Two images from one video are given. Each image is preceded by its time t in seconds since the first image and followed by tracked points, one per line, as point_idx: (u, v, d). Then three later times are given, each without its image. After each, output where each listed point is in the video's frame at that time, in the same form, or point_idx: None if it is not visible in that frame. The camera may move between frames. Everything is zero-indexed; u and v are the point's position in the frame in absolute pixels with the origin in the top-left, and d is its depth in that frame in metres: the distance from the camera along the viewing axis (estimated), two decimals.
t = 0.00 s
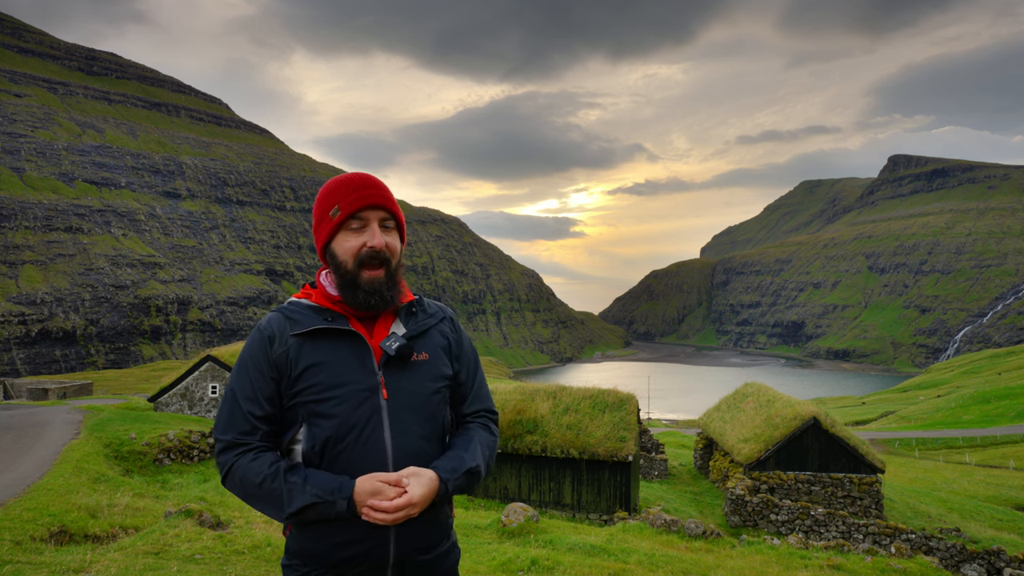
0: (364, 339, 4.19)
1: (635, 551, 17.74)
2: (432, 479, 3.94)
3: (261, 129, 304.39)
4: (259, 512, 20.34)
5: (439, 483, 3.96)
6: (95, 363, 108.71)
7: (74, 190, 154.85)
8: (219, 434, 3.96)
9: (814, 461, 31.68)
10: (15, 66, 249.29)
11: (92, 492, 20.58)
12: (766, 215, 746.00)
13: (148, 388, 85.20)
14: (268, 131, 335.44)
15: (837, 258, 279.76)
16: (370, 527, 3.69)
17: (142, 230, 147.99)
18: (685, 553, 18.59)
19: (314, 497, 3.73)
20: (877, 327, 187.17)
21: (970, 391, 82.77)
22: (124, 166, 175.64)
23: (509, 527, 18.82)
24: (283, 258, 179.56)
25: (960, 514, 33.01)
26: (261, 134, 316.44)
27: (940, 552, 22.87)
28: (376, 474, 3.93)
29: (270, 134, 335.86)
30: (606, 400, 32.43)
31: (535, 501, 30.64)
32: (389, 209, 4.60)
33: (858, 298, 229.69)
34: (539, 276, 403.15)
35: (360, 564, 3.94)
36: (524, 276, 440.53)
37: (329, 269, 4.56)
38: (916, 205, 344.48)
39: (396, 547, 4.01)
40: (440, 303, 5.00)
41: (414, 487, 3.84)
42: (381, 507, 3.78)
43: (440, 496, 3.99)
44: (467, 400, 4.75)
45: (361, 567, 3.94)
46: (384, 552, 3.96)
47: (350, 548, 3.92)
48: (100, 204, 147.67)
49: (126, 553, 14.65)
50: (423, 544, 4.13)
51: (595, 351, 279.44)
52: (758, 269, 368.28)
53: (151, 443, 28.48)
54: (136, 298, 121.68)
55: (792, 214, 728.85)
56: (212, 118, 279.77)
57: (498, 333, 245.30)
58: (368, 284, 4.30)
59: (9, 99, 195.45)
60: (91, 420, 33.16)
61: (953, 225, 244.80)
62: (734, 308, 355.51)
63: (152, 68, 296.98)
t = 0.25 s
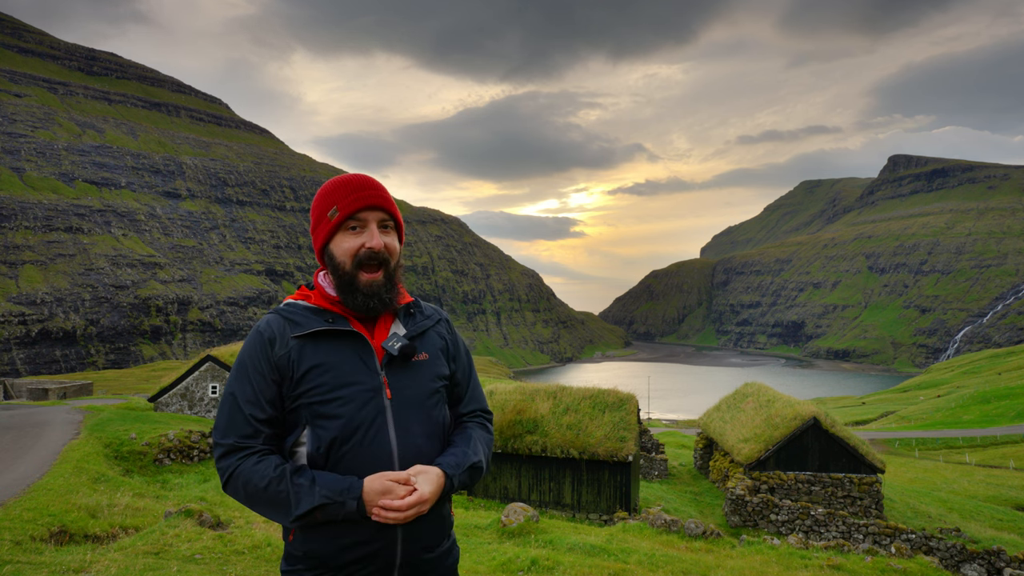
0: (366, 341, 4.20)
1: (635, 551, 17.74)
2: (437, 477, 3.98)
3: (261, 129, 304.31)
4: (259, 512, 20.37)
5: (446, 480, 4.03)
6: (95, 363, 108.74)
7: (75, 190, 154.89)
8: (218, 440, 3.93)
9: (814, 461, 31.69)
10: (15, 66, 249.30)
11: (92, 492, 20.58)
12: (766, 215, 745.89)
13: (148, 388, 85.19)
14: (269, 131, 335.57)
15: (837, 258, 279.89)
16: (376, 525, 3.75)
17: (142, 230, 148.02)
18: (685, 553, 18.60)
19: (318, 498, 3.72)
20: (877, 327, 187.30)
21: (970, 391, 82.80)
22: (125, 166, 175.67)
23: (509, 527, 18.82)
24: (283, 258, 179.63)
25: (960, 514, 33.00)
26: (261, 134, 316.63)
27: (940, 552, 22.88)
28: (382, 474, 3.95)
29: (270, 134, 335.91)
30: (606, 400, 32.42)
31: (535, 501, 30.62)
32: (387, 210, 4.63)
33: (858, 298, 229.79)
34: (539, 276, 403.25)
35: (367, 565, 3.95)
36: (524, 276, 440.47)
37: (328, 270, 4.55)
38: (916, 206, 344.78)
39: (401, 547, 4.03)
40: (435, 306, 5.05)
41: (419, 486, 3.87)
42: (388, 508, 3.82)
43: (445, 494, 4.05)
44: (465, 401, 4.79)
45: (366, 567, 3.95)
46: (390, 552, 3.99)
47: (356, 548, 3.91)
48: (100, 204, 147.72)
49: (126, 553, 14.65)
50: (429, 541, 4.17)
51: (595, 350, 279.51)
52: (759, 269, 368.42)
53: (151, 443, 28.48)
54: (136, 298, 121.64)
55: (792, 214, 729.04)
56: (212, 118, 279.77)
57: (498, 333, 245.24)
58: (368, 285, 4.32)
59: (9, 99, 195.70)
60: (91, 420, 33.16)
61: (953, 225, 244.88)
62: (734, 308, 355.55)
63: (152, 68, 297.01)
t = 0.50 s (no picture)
0: (366, 341, 4.21)
1: (635, 550, 17.75)
2: (434, 477, 3.98)
3: (261, 129, 304.15)
4: (259, 512, 20.36)
5: (445, 478, 4.07)
6: (95, 363, 108.69)
7: (74, 190, 154.91)
8: (216, 436, 3.95)
9: (814, 461, 31.68)
10: (14, 66, 248.93)
11: (92, 492, 20.58)
12: (766, 215, 745.77)
13: (148, 388, 85.18)
14: (268, 131, 335.54)
15: (837, 258, 279.99)
16: (374, 525, 3.75)
17: (142, 230, 147.99)
18: (684, 553, 18.62)
19: (314, 498, 3.72)
20: (877, 327, 187.35)
21: (970, 391, 82.87)
22: (124, 166, 175.62)
23: (509, 527, 18.82)
24: (283, 258, 179.62)
25: (960, 514, 33.03)
26: (261, 134, 316.09)
27: (939, 552, 22.90)
28: (381, 473, 3.95)
29: (270, 134, 335.66)
30: (606, 400, 32.41)
31: (535, 501, 30.63)
32: (389, 208, 4.62)
33: (858, 298, 229.93)
34: (539, 277, 403.02)
35: (364, 567, 3.93)
36: (524, 276, 440.13)
37: (329, 269, 4.55)
38: (915, 205, 345.01)
39: (400, 548, 4.03)
40: (436, 307, 5.03)
41: (417, 486, 3.88)
42: (389, 507, 3.81)
43: (444, 496, 4.04)
44: (464, 402, 4.80)
45: (365, 567, 3.95)
46: (388, 552, 3.98)
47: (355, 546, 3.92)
48: (99, 204, 147.65)
49: (126, 553, 14.65)
50: (425, 545, 4.16)
51: (595, 351, 279.65)
52: (758, 269, 368.49)
53: (151, 443, 28.49)
54: (136, 298, 121.59)
55: (792, 214, 729.46)
56: (212, 118, 279.64)
57: (498, 333, 245.33)
58: (369, 284, 4.32)
59: (9, 99, 195.75)
60: (91, 420, 33.17)
61: (953, 225, 244.87)
62: (734, 308, 355.55)
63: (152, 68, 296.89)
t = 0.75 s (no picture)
0: (364, 342, 4.20)
1: (635, 551, 17.74)
2: (428, 480, 3.92)
3: (261, 129, 304.15)
4: (258, 512, 20.36)
5: (437, 484, 3.97)
6: (95, 364, 108.70)
7: (75, 191, 154.97)
8: (214, 432, 3.99)
9: (814, 461, 31.69)
10: (15, 66, 248.85)
11: (92, 492, 20.58)
12: (766, 215, 745.70)
13: (148, 388, 85.19)
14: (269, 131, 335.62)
15: (837, 258, 279.80)
16: (364, 529, 3.70)
17: (142, 230, 147.99)
18: (684, 553, 18.61)
19: (301, 497, 3.74)
20: (877, 327, 187.35)
21: (970, 391, 82.81)
22: (125, 166, 175.72)
23: (509, 527, 18.82)
24: (283, 258, 179.69)
25: (960, 514, 33.02)
26: (261, 134, 315.84)
27: (939, 552, 22.89)
28: (374, 477, 3.91)
29: (270, 134, 335.58)
30: (606, 400, 32.41)
31: (535, 501, 30.67)
32: (391, 212, 4.63)
33: (858, 298, 229.93)
34: (539, 277, 403.18)
35: (354, 569, 3.95)
36: (524, 276, 439.89)
37: (333, 270, 4.55)
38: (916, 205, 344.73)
39: (391, 549, 4.02)
40: (439, 308, 4.98)
41: (410, 489, 3.83)
42: (382, 512, 3.77)
43: (436, 502, 3.98)
44: (466, 405, 4.74)
45: (356, 568, 3.94)
46: (376, 555, 3.97)
47: (346, 548, 3.92)
48: (99, 204, 147.70)
49: (126, 553, 14.66)
50: (417, 548, 4.12)
51: (595, 351, 279.56)
52: (759, 269, 368.37)
53: (151, 443, 28.49)
54: (136, 298, 121.59)
55: (792, 214, 729.22)
56: (212, 118, 279.65)
57: (498, 333, 245.16)
58: (372, 286, 4.32)
59: (10, 99, 195.82)
60: (91, 420, 33.18)
61: (953, 224, 244.66)
62: (734, 308, 355.62)
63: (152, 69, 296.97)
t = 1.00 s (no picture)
0: (363, 342, 4.18)
1: (635, 551, 17.74)
2: (422, 484, 3.84)
3: (261, 129, 304.06)
4: (259, 512, 20.33)
5: (428, 489, 3.86)
6: (95, 363, 108.68)
7: (75, 190, 154.91)
8: (216, 425, 4.07)
9: (814, 461, 31.71)
10: (15, 66, 248.73)
11: (92, 492, 20.56)
12: (766, 215, 746.00)
13: (148, 388, 85.20)
14: (268, 131, 335.70)
15: (837, 258, 279.83)
16: (357, 531, 3.66)
17: (142, 230, 147.98)
18: (685, 553, 18.61)
19: (292, 492, 3.78)
20: (877, 327, 187.33)
21: (970, 391, 82.84)
22: (124, 166, 175.74)
23: (509, 527, 18.83)
24: (283, 258, 179.70)
25: (960, 514, 33.03)
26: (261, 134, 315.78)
27: (940, 552, 22.88)
28: (368, 478, 3.90)
29: (270, 134, 335.51)
30: (606, 400, 32.41)
31: (535, 501, 30.66)
32: (396, 213, 4.62)
33: (858, 298, 229.94)
34: (539, 277, 403.16)
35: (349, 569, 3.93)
36: (524, 276, 439.69)
37: (337, 272, 4.54)
38: (916, 205, 344.71)
39: (386, 553, 3.95)
40: (448, 310, 4.89)
41: (403, 493, 3.75)
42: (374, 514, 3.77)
43: (433, 504, 3.90)
44: (472, 410, 4.60)
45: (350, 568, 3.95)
46: (368, 553, 3.95)
47: (339, 546, 3.91)
48: (99, 204, 147.68)
49: (126, 553, 14.66)
50: (411, 549, 4.06)
51: (595, 351, 279.50)
52: (759, 269, 368.29)
53: (151, 443, 28.46)
54: (136, 298, 121.53)
55: (792, 214, 729.82)
56: (212, 118, 279.55)
57: (498, 333, 245.11)
58: (374, 286, 4.29)
59: (10, 99, 195.87)
60: (91, 420, 33.18)
61: (953, 225, 244.63)
62: (734, 308, 355.71)
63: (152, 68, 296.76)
